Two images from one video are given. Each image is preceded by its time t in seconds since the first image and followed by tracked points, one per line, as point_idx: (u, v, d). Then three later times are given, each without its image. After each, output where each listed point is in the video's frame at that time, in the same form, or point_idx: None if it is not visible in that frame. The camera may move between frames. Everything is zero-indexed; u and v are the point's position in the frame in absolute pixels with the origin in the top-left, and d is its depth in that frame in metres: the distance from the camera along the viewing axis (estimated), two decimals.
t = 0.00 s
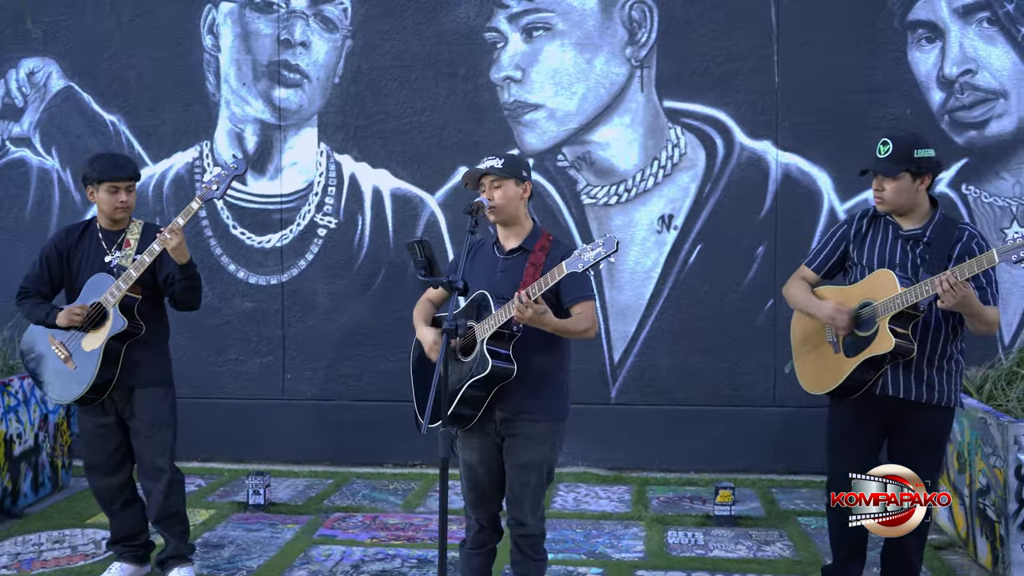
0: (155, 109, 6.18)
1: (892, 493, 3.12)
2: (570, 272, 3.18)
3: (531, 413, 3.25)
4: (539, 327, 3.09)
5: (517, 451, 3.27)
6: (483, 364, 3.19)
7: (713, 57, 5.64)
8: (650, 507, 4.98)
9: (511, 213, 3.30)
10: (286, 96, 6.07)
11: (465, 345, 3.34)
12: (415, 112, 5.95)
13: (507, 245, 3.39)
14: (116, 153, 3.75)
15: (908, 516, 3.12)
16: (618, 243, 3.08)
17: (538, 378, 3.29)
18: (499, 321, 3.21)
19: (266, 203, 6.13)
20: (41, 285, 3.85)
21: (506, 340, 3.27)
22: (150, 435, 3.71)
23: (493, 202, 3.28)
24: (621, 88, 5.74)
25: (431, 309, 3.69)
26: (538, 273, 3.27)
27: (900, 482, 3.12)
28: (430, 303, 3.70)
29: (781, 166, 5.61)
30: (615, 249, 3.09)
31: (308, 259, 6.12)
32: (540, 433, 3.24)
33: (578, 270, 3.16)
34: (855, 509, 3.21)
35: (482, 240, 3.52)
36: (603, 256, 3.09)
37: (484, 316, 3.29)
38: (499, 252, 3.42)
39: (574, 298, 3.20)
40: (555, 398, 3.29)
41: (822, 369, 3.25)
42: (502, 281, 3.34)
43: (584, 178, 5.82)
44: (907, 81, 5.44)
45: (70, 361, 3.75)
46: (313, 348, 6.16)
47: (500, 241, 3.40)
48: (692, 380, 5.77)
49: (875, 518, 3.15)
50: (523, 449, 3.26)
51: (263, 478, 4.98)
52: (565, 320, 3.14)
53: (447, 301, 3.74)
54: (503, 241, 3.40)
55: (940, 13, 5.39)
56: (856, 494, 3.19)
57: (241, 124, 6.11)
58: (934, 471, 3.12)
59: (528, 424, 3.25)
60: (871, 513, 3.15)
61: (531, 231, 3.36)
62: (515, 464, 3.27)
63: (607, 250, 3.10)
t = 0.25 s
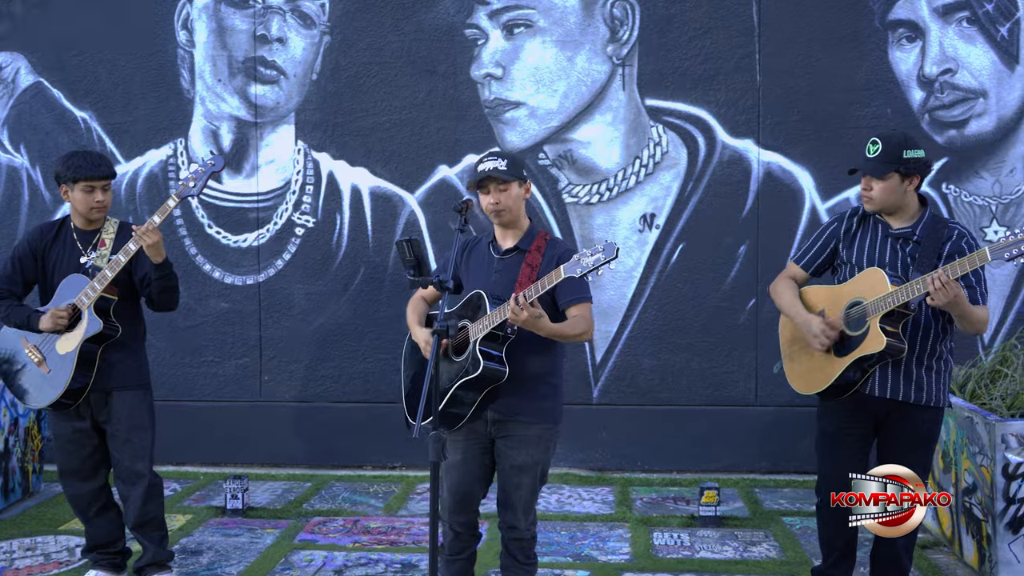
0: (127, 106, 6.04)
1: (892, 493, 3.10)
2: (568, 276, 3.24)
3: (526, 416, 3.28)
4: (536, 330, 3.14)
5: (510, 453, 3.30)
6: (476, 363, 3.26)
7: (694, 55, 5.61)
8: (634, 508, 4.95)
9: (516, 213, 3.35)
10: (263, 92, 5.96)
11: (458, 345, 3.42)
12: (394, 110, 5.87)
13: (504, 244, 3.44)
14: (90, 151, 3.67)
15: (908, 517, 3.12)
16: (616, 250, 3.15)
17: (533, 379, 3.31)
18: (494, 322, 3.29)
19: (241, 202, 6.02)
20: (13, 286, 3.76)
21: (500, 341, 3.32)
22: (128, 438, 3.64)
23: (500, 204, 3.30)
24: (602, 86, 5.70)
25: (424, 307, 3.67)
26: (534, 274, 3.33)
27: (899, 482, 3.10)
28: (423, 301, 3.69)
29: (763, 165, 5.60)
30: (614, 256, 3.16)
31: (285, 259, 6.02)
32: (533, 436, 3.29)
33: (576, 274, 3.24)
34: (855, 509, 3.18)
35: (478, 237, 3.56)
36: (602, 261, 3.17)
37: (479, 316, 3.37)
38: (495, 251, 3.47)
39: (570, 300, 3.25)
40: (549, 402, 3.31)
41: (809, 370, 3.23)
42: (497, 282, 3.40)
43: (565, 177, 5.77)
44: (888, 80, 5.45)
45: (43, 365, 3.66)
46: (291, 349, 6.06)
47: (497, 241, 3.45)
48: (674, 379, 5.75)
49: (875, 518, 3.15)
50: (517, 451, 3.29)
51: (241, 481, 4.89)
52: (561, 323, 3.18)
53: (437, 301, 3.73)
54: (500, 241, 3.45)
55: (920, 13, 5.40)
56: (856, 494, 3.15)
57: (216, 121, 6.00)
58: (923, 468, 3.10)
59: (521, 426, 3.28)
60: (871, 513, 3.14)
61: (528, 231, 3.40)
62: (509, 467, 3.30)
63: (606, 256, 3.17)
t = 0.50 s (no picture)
0: (102, 102, 5.92)
1: (891, 493, 3.10)
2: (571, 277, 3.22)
3: (516, 418, 3.28)
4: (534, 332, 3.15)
5: (500, 455, 3.30)
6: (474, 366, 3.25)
7: (678, 54, 5.58)
8: (619, 509, 4.91)
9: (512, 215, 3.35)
10: (240, 89, 5.86)
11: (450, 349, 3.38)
12: (374, 108, 5.80)
13: (492, 244, 3.42)
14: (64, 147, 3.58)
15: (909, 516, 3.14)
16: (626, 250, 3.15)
17: (522, 379, 3.32)
18: (490, 325, 3.25)
19: (219, 200, 5.92)
20: None
21: (492, 343, 3.30)
22: (105, 443, 3.55)
23: (503, 205, 3.29)
24: (586, 84, 5.66)
25: (406, 309, 3.61)
26: (524, 276, 3.32)
27: (899, 482, 3.08)
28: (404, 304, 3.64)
29: (746, 164, 5.59)
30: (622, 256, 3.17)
31: (264, 259, 5.92)
32: (523, 438, 3.29)
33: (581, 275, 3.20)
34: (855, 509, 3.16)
35: (462, 236, 3.51)
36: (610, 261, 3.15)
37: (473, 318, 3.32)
38: (483, 250, 3.44)
39: (564, 301, 3.25)
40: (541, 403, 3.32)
41: (800, 371, 3.21)
42: (486, 283, 3.38)
43: (548, 176, 5.73)
44: (870, 80, 5.45)
45: (19, 367, 3.54)
46: (269, 350, 5.96)
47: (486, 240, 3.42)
48: (658, 379, 5.72)
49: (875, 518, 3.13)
50: (506, 454, 3.30)
51: (219, 485, 4.80)
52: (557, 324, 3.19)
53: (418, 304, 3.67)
54: (488, 240, 3.43)
55: (902, 12, 5.41)
56: (856, 494, 3.14)
57: (192, 118, 5.89)
58: (914, 468, 3.10)
59: (512, 428, 3.28)
60: (871, 513, 3.12)
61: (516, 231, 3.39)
62: (498, 469, 3.31)
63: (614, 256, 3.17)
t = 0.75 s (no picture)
0: (69, 99, 5.79)
1: (891, 493, 3.11)
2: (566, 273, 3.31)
3: (496, 419, 3.26)
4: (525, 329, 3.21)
5: (481, 458, 3.27)
6: (465, 370, 3.22)
7: (656, 54, 5.57)
8: (598, 511, 4.88)
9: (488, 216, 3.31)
10: (212, 87, 5.76)
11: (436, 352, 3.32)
12: (350, 106, 5.72)
13: (465, 245, 3.37)
14: (32, 146, 3.48)
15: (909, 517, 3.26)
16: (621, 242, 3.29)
17: (503, 381, 3.31)
18: (479, 326, 3.25)
19: (190, 200, 5.81)
20: None
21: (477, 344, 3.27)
22: (77, 450, 3.47)
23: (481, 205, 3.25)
24: (563, 83, 5.62)
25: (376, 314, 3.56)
26: (503, 275, 3.30)
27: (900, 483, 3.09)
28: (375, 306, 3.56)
29: (724, 164, 5.59)
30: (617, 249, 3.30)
31: (237, 260, 5.82)
32: (505, 439, 3.26)
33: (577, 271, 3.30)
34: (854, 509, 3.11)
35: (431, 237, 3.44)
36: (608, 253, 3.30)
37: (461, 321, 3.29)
38: (455, 252, 3.38)
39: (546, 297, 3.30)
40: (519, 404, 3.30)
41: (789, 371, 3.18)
42: (464, 284, 3.35)
43: (525, 176, 5.68)
44: (846, 80, 5.47)
45: None
46: (242, 353, 5.86)
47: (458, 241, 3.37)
48: (636, 380, 5.70)
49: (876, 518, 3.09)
50: (488, 456, 3.26)
51: (193, 491, 4.70)
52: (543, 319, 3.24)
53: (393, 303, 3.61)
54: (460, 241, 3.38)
55: (878, 13, 5.44)
56: (856, 494, 3.09)
57: (163, 116, 5.78)
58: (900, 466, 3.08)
59: (493, 431, 3.26)
60: (870, 513, 3.08)
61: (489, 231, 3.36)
62: (480, 472, 3.27)
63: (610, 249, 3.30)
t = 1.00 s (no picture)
0: (39, 97, 5.67)
1: (892, 493, 3.25)
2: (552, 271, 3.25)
3: (476, 422, 3.23)
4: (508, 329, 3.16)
5: (462, 462, 3.23)
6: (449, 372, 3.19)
7: (635, 54, 5.56)
8: (580, 514, 4.85)
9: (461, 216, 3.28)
10: (187, 86, 5.67)
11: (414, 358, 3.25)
12: (327, 106, 5.65)
13: (438, 246, 3.32)
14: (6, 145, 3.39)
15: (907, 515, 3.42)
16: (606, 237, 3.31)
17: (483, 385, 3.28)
18: (461, 329, 3.19)
19: (164, 200, 5.71)
20: None
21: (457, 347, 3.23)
22: (51, 457, 3.43)
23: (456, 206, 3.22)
24: (543, 83, 5.60)
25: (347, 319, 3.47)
26: (479, 275, 3.27)
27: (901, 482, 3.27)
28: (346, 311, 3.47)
29: (703, 165, 5.59)
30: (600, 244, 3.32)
31: (212, 261, 5.74)
32: (485, 442, 3.23)
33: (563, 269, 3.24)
34: (854, 509, 3.12)
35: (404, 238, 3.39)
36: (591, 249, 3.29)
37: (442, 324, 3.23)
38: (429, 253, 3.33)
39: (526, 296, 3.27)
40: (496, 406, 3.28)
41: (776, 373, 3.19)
42: (439, 286, 3.29)
43: (505, 176, 5.65)
44: (824, 82, 5.50)
45: None
46: (217, 355, 5.77)
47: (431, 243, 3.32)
48: (616, 381, 5.69)
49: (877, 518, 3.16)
50: (468, 459, 3.23)
51: (169, 496, 4.61)
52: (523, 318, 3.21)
53: (368, 304, 3.54)
54: (434, 243, 3.33)
55: (855, 15, 5.47)
56: (856, 493, 3.10)
57: (136, 115, 5.68)
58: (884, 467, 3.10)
59: (473, 433, 3.22)
60: (870, 513, 3.13)
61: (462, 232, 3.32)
62: (459, 476, 3.23)
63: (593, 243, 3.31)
